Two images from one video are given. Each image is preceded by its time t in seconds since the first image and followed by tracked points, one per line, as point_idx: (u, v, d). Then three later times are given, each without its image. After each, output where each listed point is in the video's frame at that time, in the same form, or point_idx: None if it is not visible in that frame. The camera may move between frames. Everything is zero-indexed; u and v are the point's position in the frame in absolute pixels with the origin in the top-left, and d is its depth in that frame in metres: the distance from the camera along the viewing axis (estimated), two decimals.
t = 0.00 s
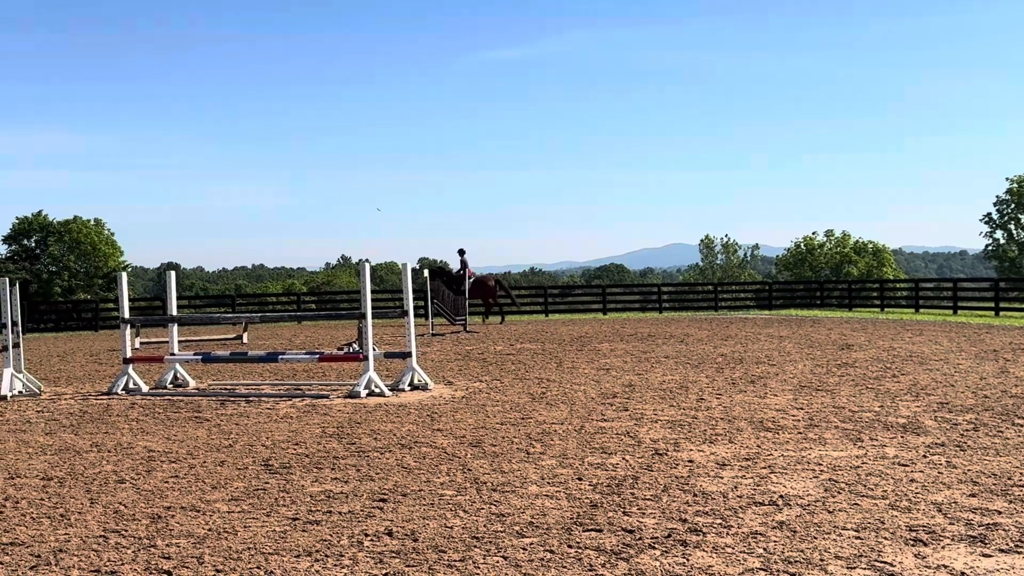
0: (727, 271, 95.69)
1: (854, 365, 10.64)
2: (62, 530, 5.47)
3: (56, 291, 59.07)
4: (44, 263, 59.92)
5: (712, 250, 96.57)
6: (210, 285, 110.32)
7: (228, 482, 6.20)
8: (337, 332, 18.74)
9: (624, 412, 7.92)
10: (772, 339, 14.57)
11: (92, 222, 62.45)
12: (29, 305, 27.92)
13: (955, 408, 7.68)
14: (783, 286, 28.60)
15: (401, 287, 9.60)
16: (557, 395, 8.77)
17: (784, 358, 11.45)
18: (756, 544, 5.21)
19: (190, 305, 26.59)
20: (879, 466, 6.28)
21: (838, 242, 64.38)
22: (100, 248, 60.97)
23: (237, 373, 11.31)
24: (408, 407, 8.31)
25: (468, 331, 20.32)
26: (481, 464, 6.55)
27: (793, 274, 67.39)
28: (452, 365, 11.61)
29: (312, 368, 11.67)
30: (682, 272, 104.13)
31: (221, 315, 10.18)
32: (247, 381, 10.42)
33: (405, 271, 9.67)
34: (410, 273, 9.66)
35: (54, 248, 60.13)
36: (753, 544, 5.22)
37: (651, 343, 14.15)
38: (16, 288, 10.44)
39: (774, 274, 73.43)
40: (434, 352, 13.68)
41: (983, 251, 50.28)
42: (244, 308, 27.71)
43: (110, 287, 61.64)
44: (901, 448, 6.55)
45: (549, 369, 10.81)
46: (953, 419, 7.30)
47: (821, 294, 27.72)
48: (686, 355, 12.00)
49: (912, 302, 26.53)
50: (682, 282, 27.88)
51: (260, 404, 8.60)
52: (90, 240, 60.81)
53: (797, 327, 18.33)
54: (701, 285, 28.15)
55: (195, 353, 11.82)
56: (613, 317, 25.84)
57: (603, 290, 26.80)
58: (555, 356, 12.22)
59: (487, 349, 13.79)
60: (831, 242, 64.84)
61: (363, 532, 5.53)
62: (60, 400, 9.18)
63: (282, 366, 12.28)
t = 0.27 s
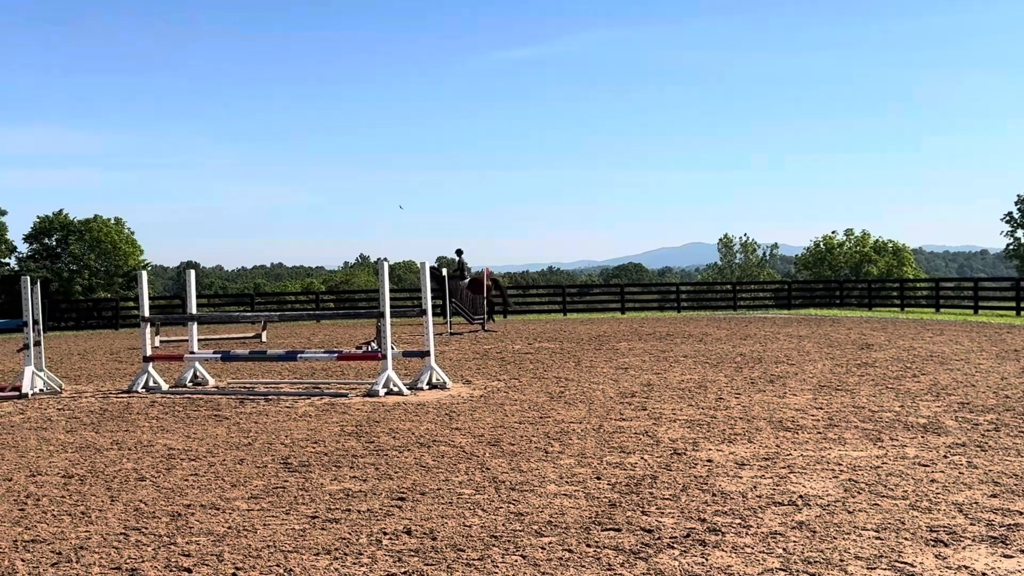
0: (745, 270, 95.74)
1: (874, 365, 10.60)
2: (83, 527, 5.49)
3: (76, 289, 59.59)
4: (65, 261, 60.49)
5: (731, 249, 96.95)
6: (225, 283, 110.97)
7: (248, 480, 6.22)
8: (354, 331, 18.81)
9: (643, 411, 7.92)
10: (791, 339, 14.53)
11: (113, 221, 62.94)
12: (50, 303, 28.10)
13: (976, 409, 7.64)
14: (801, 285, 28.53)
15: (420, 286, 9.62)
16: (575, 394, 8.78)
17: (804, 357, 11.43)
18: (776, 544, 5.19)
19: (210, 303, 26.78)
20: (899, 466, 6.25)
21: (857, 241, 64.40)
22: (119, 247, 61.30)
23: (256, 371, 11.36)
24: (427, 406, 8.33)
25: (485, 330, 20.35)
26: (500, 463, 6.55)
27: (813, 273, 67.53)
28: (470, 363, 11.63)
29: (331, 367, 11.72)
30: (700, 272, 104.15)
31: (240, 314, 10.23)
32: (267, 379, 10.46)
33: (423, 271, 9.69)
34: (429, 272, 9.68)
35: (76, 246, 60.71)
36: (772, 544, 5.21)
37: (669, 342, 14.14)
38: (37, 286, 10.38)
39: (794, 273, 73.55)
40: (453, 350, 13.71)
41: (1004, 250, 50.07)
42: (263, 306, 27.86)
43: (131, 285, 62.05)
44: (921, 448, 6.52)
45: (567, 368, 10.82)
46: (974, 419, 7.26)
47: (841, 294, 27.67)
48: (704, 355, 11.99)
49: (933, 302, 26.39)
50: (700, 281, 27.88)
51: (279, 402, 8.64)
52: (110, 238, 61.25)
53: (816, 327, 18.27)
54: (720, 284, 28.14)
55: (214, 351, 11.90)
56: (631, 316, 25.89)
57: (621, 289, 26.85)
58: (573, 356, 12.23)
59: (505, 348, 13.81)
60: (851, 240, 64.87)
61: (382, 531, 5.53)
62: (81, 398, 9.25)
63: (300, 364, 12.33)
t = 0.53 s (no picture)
0: (767, 267, 95.27)
1: (896, 365, 10.56)
2: (105, 524, 5.52)
3: (98, 288, 60.12)
4: (87, 260, 61.05)
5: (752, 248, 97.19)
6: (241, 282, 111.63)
7: (268, 478, 6.24)
8: (372, 330, 18.87)
9: (662, 410, 7.92)
10: (811, 338, 14.47)
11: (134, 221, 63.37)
12: (71, 302, 28.31)
13: (1000, 409, 7.59)
14: (822, 284, 28.44)
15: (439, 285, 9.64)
16: (594, 393, 8.78)
17: (824, 357, 11.38)
18: (797, 544, 5.17)
19: (230, 302, 26.97)
20: (920, 467, 6.22)
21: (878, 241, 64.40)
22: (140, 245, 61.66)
23: (275, 370, 11.43)
24: (446, 405, 8.35)
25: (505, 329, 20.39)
26: (519, 462, 6.55)
27: (833, 273, 67.59)
28: (489, 363, 11.65)
29: (351, 366, 11.78)
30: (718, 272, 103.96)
31: (260, 313, 10.30)
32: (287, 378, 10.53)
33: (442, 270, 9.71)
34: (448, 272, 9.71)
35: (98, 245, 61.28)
36: (793, 544, 5.18)
37: (689, 341, 14.12)
38: (59, 284, 10.56)
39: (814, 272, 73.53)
40: (472, 349, 13.74)
41: None
42: (282, 305, 28.04)
43: (151, 284, 62.38)
44: (944, 449, 6.48)
45: (586, 368, 10.83)
46: (997, 419, 7.21)
47: (862, 293, 27.64)
48: (724, 354, 11.98)
49: (955, 302, 26.27)
50: (719, 280, 27.88)
51: (299, 401, 8.68)
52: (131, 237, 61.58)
53: (836, 326, 18.20)
54: (740, 283, 28.06)
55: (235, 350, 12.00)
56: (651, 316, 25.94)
57: (641, 289, 26.89)
58: (592, 355, 12.23)
59: (524, 347, 13.82)
60: (872, 240, 64.87)
61: (402, 529, 5.54)
62: (103, 397, 9.34)
63: (319, 363, 12.39)
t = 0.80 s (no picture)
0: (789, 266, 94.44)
1: (918, 365, 10.52)
2: (128, 521, 5.55)
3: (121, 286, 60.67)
4: (110, 259, 61.63)
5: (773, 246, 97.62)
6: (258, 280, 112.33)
7: (289, 476, 6.26)
8: (391, 330, 18.96)
9: (683, 410, 7.93)
10: (832, 338, 14.42)
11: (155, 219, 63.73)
12: (95, 300, 28.54)
13: None
14: (843, 283, 28.48)
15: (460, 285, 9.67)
16: (615, 393, 8.78)
17: (846, 357, 11.34)
18: (819, 544, 5.14)
19: (251, 301, 27.20)
20: (943, 467, 6.18)
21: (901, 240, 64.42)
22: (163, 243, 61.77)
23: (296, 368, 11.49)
24: (466, 404, 8.38)
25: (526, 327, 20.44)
26: (540, 461, 6.55)
27: (856, 272, 67.69)
28: (509, 362, 11.68)
29: (371, 364, 11.85)
30: (739, 271, 103.27)
31: (281, 312, 10.38)
32: (308, 376, 10.58)
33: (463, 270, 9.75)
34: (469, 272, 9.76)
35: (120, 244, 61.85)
36: (815, 544, 5.16)
37: (710, 340, 14.12)
38: (83, 283, 10.69)
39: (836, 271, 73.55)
40: (492, 348, 13.77)
41: None
42: (303, 304, 28.23)
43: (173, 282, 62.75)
44: (967, 449, 6.44)
45: (606, 367, 10.85)
46: (1021, 420, 7.15)
47: (884, 292, 27.67)
48: (745, 353, 11.97)
49: (979, 301, 26.17)
50: (740, 279, 27.91)
51: (320, 399, 8.73)
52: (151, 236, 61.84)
53: (858, 326, 18.15)
54: (760, 282, 28.02)
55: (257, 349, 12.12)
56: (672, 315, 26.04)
57: (661, 289, 26.96)
58: (613, 354, 12.23)
59: (544, 346, 13.84)
60: (895, 240, 64.93)
61: (422, 528, 5.54)
62: (126, 395, 9.45)
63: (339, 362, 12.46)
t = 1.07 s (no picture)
0: (811, 266, 93.48)
1: (942, 365, 10.47)
2: (153, 518, 5.57)
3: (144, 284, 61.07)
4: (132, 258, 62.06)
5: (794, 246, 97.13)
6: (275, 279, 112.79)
7: (312, 475, 6.28)
8: (413, 330, 19.03)
9: (706, 409, 7.92)
10: (856, 337, 14.35)
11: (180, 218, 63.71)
12: (119, 298, 28.69)
13: None
14: (866, 284, 28.54)
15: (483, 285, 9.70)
16: (637, 392, 8.78)
17: (870, 357, 11.26)
18: (843, 545, 5.11)
19: (273, 299, 27.34)
20: (968, 468, 6.14)
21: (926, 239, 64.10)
22: (184, 241, 61.26)
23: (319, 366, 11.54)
24: (488, 403, 8.40)
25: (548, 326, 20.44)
26: (562, 460, 6.55)
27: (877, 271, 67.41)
28: (531, 361, 11.69)
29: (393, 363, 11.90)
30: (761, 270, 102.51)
31: (304, 311, 10.46)
32: (330, 375, 10.62)
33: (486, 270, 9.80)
34: (491, 271, 9.80)
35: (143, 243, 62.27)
36: (839, 545, 5.13)
37: (732, 340, 14.10)
38: (106, 282, 10.79)
39: (858, 270, 73.25)
40: (514, 347, 13.78)
41: None
42: (325, 302, 28.34)
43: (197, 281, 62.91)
44: (993, 450, 6.39)
45: (628, 366, 10.85)
46: None
47: (907, 292, 27.61)
48: (768, 353, 11.94)
49: (1005, 301, 26.01)
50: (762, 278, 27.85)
51: (342, 397, 8.77)
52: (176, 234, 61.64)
53: (882, 325, 18.05)
54: (782, 281, 27.95)
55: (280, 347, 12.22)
56: (694, 314, 26.01)
57: (683, 288, 26.95)
58: (635, 353, 12.22)
59: (566, 345, 13.84)
60: (918, 238, 64.67)
61: (445, 526, 5.54)
62: (150, 392, 9.53)
63: (361, 360, 12.51)
